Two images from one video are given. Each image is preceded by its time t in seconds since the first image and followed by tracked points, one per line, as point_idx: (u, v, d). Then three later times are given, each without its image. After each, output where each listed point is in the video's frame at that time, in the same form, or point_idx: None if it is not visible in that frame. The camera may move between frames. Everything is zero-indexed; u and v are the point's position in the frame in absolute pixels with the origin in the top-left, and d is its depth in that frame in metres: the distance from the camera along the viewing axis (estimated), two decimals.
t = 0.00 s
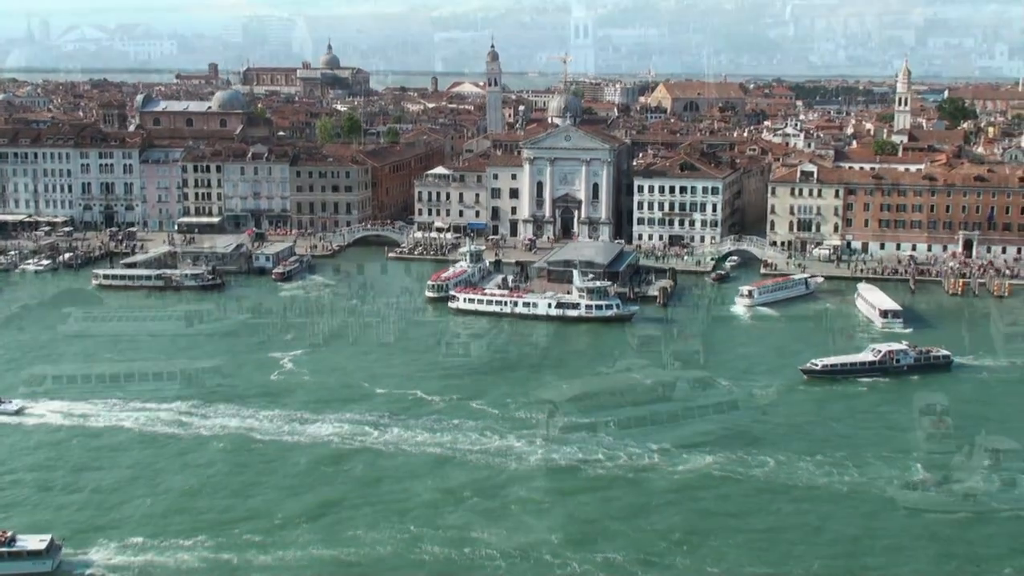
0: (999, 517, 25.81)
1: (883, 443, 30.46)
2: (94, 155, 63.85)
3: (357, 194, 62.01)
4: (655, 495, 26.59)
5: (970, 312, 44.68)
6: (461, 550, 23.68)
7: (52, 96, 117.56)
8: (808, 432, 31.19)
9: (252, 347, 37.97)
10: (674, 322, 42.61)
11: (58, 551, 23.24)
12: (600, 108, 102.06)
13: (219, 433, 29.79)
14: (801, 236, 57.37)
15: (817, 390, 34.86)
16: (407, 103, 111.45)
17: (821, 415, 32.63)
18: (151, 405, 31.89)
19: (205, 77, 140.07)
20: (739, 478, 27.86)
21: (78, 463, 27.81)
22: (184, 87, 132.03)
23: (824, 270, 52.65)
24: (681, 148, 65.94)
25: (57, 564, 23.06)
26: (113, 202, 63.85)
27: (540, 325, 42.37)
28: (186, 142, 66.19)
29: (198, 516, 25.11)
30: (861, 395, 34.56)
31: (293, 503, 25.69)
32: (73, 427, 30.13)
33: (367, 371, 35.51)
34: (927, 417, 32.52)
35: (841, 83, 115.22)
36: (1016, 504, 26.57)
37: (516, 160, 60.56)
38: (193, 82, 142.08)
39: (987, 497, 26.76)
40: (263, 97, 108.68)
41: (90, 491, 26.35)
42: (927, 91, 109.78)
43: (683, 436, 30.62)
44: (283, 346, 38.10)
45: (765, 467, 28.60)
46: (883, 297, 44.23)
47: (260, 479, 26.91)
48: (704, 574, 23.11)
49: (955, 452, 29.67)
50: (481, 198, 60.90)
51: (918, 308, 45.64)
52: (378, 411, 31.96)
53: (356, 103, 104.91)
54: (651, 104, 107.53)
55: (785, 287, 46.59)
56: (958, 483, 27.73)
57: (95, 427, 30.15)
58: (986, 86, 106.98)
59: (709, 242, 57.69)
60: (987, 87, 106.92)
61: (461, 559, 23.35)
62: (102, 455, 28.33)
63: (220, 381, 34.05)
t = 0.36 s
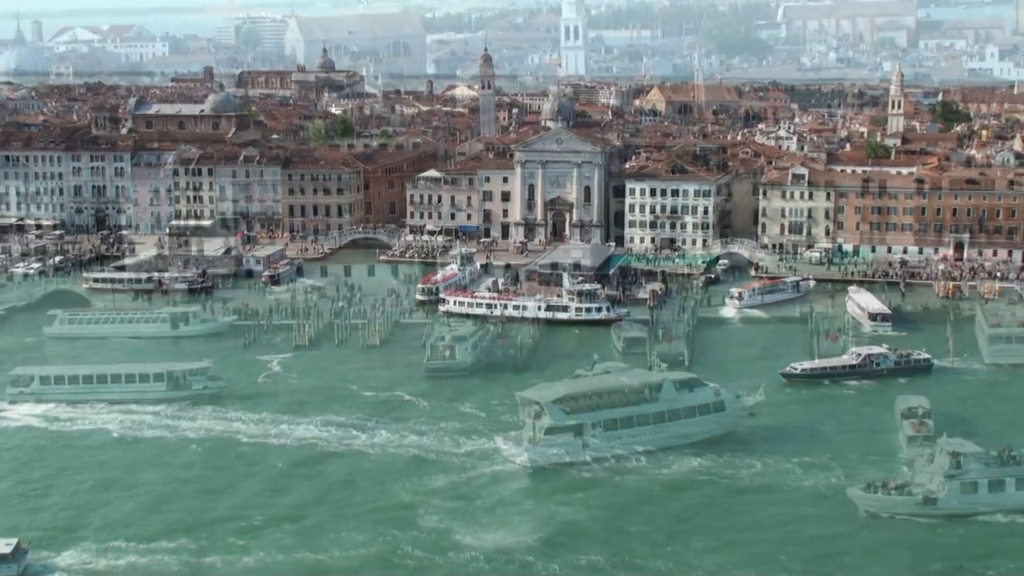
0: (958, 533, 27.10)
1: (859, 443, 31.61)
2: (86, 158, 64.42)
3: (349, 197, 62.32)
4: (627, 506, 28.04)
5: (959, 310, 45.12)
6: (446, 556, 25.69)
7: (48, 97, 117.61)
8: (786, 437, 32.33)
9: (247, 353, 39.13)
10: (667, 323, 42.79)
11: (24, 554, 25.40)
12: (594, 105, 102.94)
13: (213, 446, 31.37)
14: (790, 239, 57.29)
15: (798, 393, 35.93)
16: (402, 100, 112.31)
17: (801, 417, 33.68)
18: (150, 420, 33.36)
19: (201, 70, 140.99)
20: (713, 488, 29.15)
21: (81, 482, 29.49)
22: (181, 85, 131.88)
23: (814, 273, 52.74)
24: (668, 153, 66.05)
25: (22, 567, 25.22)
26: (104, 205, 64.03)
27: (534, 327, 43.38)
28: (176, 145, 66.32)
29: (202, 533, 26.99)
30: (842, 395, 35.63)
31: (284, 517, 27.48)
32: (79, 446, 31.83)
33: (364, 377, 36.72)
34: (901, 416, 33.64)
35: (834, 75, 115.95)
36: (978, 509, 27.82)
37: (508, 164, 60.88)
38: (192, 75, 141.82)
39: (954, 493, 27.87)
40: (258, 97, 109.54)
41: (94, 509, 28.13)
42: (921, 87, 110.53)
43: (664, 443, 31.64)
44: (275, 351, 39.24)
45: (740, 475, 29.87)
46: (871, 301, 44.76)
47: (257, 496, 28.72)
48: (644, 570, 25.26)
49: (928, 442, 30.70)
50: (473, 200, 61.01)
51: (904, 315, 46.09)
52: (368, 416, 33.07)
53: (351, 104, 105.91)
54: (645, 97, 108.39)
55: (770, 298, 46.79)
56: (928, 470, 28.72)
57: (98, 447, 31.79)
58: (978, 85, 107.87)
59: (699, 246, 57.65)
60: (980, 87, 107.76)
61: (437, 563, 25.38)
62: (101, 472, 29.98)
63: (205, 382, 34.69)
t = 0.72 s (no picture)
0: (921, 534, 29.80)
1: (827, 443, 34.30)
2: (76, 160, 66.59)
3: (341, 199, 62.30)
4: (616, 513, 30.71)
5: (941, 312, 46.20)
6: (430, 558, 28.44)
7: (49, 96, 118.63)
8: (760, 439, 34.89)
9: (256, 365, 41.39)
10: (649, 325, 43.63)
11: None
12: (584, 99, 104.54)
13: (233, 456, 34.13)
14: (781, 238, 58.11)
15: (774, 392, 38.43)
16: (394, 92, 113.48)
17: (776, 420, 36.15)
18: (166, 432, 35.93)
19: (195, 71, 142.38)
20: (692, 491, 31.91)
21: (112, 495, 32.18)
22: (180, 82, 132.59)
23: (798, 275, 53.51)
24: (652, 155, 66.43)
25: None
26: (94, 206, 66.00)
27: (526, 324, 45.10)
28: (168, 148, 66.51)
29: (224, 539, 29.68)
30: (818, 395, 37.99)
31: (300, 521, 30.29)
32: (103, 458, 34.45)
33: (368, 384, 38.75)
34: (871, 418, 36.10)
35: (822, 65, 117.34)
36: (941, 511, 30.46)
37: (500, 167, 60.89)
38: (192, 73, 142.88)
39: (915, 495, 30.41)
40: (253, 96, 110.97)
41: (122, 519, 30.84)
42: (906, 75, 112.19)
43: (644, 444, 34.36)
44: (283, 362, 41.42)
45: (717, 477, 32.64)
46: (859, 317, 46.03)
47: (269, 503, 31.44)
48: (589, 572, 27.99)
49: (897, 439, 32.97)
50: (463, 202, 60.93)
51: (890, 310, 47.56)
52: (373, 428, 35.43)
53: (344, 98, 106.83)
54: (635, 87, 109.48)
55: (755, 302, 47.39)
56: (890, 469, 31.18)
57: (118, 459, 34.31)
58: (964, 75, 109.38)
59: (688, 250, 58.45)
60: (965, 76, 109.33)
61: (438, 563, 28.19)
62: (129, 485, 32.68)
63: (190, 385, 38.55)
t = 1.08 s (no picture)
0: (891, 541, 38.09)
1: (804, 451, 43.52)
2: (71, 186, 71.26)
3: (327, 199, 68.47)
4: (634, 533, 38.71)
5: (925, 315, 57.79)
6: None
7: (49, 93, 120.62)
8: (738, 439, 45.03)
9: (322, 394, 49.84)
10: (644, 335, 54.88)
11: None
12: (578, 97, 106.05)
13: (320, 469, 43.14)
14: (768, 237, 67.30)
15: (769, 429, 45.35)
16: (392, 91, 115.62)
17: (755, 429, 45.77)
18: (261, 447, 45.12)
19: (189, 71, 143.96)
20: (682, 482, 42.05)
21: (219, 526, 39.50)
22: (178, 79, 134.63)
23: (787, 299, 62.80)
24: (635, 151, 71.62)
25: None
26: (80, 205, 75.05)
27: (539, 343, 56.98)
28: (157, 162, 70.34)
29: (322, 560, 37.22)
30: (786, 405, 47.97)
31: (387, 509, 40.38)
32: (201, 487, 42.13)
33: (379, 422, 46.74)
34: (840, 428, 45.50)
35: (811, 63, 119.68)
36: (897, 509, 39.30)
37: (484, 169, 67.72)
38: (191, 71, 145.11)
39: (877, 496, 39.23)
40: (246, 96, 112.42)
41: (232, 555, 37.81)
42: (895, 74, 111.33)
43: (634, 442, 44.15)
44: (310, 412, 47.87)
45: (711, 484, 41.67)
46: (848, 333, 57.77)
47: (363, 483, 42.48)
48: None
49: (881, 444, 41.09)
50: (452, 204, 68.04)
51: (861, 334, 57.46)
52: (427, 457, 43.66)
53: (334, 95, 106.52)
54: (628, 84, 110.63)
55: (730, 315, 59.70)
56: (857, 473, 39.78)
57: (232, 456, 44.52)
58: (949, 72, 111.87)
59: (675, 251, 67.69)
60: (951, 75, 110.73)
61: None
62: (231, 523, 39.67)
63: (175, 385, 49.92)
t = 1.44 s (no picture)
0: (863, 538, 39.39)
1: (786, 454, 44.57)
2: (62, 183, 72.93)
3: (315, 198, 70.02)
4: (612, 526, 39.94)
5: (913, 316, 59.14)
6: None
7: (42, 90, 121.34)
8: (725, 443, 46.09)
9: (314, 402, 51.03)
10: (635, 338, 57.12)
11: None
12: (569, 96, 106.78)
13: (312, 470, 44.32)
14: (758, 237, 68.09)
15: (753, 434, 46.70)
16: (383, 90, 116.24)
17: (743, 433, 46.85)
18: (255, 452, 46.15)
19: (180, 70, 144.43)
20: (663, 484, 43.12)
21: (206, 523, 40.77)
22: (171, 78, 135.14)
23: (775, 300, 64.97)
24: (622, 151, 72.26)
25: None
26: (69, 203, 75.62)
27: (533, 347, 58.46)
28: (147, 163, 72.15)
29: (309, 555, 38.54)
30: (778, 408, 49.12)
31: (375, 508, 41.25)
32: (194, 485, 43.47)
33: (361, 426, 48.18)
34: (825, 429, 46.56)
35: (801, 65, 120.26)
36: (860, 513, 40.34)
37: (471, 169, 69.19)
38: (185, 72, 145.55)
39: (839, 497, 40.29)
40: (238, 95, 112.88)
41: (222, 550, 39.12)
42: (886, 74, 110.78)
43: (623, 441, 45.66)
44: (294, 417, 49.24)
45: (694, 485, 42.84)
46: (835, 334, 59.29)
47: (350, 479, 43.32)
48: None
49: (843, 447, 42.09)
50: (440, 204, 69.49)
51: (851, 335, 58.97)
52: (413, 459, 44.98)
53: (324, 94, 106.05)
54: (619, 82, 111.43)
55: (719, 315, 61.39)
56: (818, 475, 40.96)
57: (225, 458, 45.62)
58: (938, 73, 112.38)
59: (664, 251, 68.52)
60: (940, 75, 110.81)
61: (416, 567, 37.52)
62: (221, 522, 40.90)
63: (160, 386, 51.77)
